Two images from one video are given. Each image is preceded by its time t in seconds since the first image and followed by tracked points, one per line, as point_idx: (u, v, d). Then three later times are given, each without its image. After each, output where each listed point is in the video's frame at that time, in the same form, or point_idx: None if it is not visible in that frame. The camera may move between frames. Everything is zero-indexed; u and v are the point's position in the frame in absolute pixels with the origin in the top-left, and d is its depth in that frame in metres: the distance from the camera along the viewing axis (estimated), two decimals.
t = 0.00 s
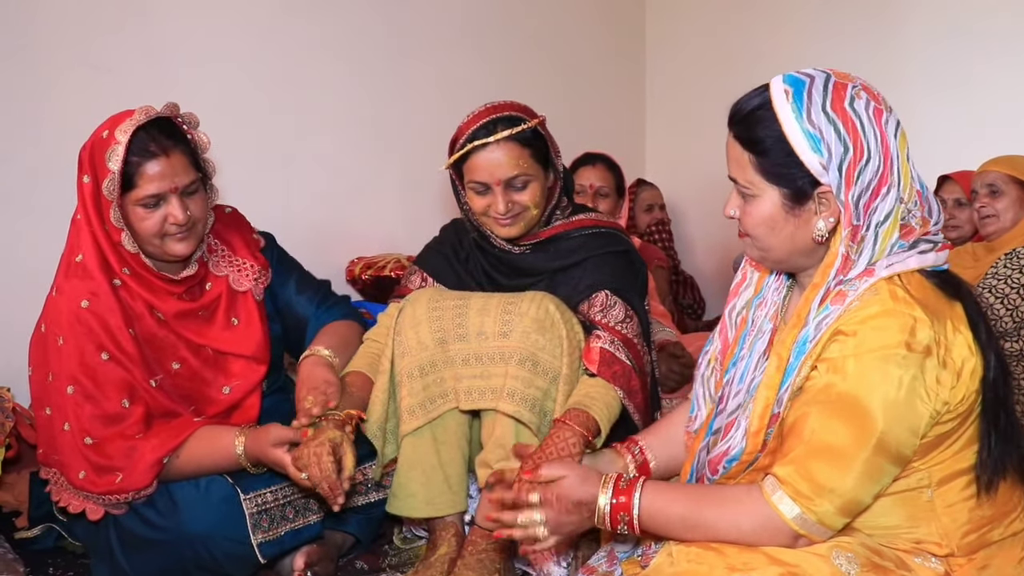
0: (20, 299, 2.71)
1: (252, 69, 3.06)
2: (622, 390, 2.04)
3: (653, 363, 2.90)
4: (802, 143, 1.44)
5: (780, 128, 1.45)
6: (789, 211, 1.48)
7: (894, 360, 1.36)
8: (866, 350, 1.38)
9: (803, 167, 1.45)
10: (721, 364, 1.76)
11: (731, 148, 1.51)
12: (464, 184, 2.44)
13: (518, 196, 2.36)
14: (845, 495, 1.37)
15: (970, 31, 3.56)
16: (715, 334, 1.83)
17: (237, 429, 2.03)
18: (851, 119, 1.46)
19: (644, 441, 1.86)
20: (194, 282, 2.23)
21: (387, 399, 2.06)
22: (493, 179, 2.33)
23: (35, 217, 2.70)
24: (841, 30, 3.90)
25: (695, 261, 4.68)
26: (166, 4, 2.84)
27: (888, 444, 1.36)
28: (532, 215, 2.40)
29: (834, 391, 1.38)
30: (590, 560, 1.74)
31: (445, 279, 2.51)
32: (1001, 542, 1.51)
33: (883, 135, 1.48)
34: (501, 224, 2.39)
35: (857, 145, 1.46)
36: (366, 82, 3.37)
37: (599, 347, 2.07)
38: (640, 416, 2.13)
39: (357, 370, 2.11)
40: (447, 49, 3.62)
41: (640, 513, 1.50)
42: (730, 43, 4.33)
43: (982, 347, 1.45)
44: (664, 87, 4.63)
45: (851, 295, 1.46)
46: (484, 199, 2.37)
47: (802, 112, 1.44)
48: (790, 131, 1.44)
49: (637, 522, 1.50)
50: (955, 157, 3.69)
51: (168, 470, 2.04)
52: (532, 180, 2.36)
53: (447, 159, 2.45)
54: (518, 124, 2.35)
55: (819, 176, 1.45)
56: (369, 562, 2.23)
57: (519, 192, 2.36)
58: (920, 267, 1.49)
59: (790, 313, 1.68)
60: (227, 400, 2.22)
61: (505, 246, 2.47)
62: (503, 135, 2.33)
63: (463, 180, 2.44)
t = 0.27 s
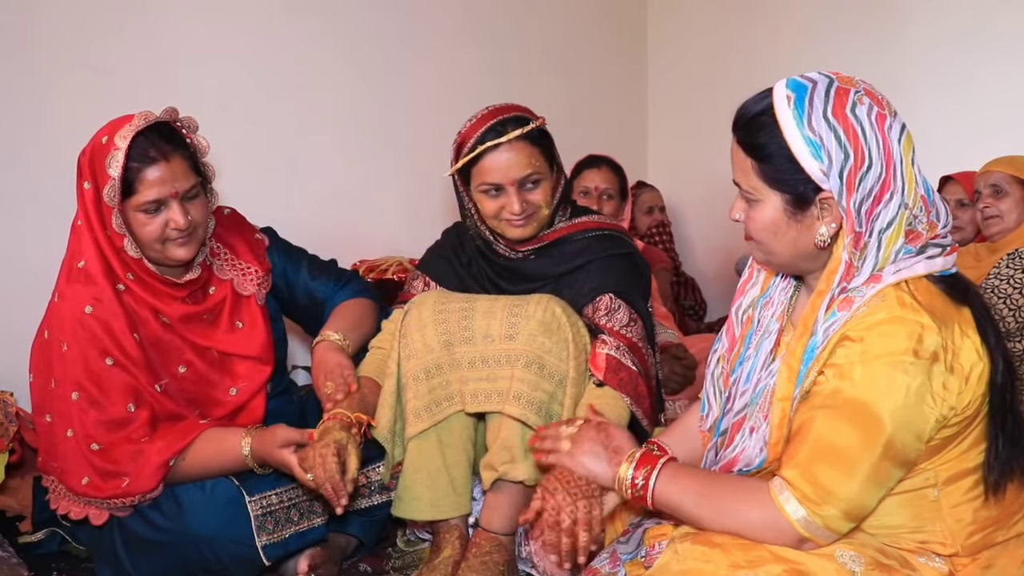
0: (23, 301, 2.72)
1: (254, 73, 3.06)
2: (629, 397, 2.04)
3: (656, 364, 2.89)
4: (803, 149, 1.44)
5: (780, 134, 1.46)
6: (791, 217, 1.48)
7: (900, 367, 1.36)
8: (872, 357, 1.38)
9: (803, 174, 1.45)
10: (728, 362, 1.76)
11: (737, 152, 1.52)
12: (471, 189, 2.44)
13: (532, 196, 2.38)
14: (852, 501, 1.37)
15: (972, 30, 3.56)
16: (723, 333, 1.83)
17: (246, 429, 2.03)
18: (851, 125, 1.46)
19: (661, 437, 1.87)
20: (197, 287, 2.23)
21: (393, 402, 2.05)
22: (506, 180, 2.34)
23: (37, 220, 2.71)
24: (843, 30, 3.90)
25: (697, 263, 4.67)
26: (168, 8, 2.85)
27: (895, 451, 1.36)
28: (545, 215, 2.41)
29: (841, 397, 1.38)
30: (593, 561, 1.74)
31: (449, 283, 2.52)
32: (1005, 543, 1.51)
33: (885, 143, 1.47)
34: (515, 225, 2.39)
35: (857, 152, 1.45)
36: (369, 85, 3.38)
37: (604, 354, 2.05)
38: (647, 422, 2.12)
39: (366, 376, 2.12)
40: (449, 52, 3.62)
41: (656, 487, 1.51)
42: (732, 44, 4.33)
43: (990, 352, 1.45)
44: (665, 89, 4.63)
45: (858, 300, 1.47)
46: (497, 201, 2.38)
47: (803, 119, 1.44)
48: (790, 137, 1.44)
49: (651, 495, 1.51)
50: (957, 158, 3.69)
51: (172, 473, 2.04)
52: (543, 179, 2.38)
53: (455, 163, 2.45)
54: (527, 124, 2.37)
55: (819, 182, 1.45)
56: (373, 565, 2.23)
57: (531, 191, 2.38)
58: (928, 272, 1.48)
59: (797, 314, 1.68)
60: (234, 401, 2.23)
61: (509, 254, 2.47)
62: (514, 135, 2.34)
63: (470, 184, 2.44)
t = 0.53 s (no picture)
0: (25, 300, 2.72)
1: (257, 73, 3.07)
2: (633, 397, 2.03)
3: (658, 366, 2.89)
4: (805, 152, 1.44)
5: (782, 138, 1.46)
6: (794, 221, 1.48)
7: (898, 366, 1.36)
8: (870, 356, 1.38)
9: (806, 177, 1.45)
10: (729, 365, 1.76)
11: (738, 156, 1.52)
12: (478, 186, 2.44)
13: (539, 196, 2.38)
14: (847, 497, 1.37)
15: (976, 33, 3.56)
16: (724, 336, 1.83)
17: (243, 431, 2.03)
18: (854, 128, 1.45)
19: (665, 436, 1.87)
20: (197, 287, 2.24)
21: (394, 404, 2.07)
22: (515, 179, 2.34)
23: (40, 219, 2.71)
24: (846, 33, 3.90)
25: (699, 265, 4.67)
26: (172, 7, 2.86)
27: (892, 450, 1.36)
28: (551, 216, 2.42)
29: (837, 395, 1.38)
30: (594, 564, 1.74)
31: (452, 282, 2.52)
32: (1006, 547, 1.51)
33: (888, 144, 1.47)
34: (521, 225, 2.39)
35: (861, 154, 1.45)
36: (372, 86, 3.38)
37: (609, 354, 2.05)
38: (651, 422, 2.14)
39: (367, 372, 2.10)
40: (452, 53, 3.63)
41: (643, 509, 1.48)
42: (735, 46, 4.33)
43: (990, 354, 1.45)
44: (668, 91, 4.63)
45: (858, 301, 1.47)
46: (504, 199, 2.37)
47: (804, 122, 1.44)
48: (793, 140, 1.45)
49: (639, 519, 1.47)
50: (961, 161, 3.69)
51: (172, 472, 2.04)
52: (551, 180, 2.39)
53: (461, 161, 2.45)
54: (537, 124, 2.38)
55: (822, 185, 1.45)
56: (375, 565, 2.23)
57: (539, 191, 2.38)
58: (930, 273, 1.48)
59: (798, 317, 1.68)
60: (231, 403, 2.23)
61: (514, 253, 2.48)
62: (525, 134, 2.35)
63: (476, 182, 2.45)
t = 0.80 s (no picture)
0: (28, 297, 2.72)
1: (259, 69, 3.07)
2: (642, 389, 2.05)
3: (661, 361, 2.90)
4: (809, 151, 1.44)
5: (785, 138, 1.45)
6: (799, 218, 1.48)
7: (901, 358, 1.36)
8: (873, 348, 1.38)
9: (810, 175, 1.45)
10: (732, 360, 1.77)
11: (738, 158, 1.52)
12: (479, 181, 2.44)
13: (540, 192, 2.39)
14: (851, 488, 1.37)
15: (978, 27, 3.55)
16: (726, 332, 1.84)
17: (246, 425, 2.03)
18: (856, 124, 1.46)
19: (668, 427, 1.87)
20: (200, 281, 2.24)
21: (397, 398, 2.10)
22: (516, 175, 2.35)
23: (42, 216, 2.71)
24: (848, 27, 3.89)
25: (701, 260, 4.67)
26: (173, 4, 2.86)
27: (895, 442, 1.36)
28: (551, 213, 2.42)
29: (840, 386, 1.38)
30: (595, 558, 1.74)
31: (455, 277, 2.53)
32: (1008, 541, 1.51)
33: (889, 136, 1.47)
34: (521, 222, 2.41)
35: (864, 149, 1.45)
36: (374, 82, 3.38)
37: (617, 347, 2.09)
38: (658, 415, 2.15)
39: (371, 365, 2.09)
40: (454, 49, 3.62)
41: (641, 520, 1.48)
42: (737, 41, 4.32)
43: (992, 345, 1.45)
44: (670, 86, 4.63)
45: (861, 295, 1.47)
46: (504, 194, 2.38)
47: (806, 120, 1.45)
48: (796, 141, 1.45)
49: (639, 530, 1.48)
50: (963, 155, 3.68)
51: (176, 468, 2.04)
52: (552, 176, 2.40)
53: (463, 156, 2.45)
54: (539, 121, 2.39)
55: (827, 183, 1.45)
56: (377, 560, 2.23)
57: (540, 188, 2.39)
58: (932, 266, 1.48)
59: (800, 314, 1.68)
60: (236, 398, 2.23)
61: (518, 246, 2.48)
62: (527, 130, 2.35)
63: (477, 177, 2.45)
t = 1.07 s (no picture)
0: (27, 294, 2.72)
1: (258, 64, 3.06)
2: (638, 386, 2.04)
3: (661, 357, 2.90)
4: (805, 150, 1.44)
5: (782, 137, 1.45)
6: (797, 217, 1.48)
7: (903, 356, 1.36)
8: (875, 346, 1.38)
9: (808, 174, 1.45)
10: (732, 357, 1.78)
11: (734, 158, 1.51)
12: (479, 177, 2.44)
13: (542, 186, 2.40)
14: (855, 488, 1.37)
15: (979, 23, 3.54)
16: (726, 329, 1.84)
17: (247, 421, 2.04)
18: (853, 121, 1.45)
19: (660, 421, 1.89)
20: (200, 278, 2.24)
21: (398, 395, 2.10)
22: (520, 169, 2.35)
23: (41, 212, 2.71)
24: (849, 22, 3.88)
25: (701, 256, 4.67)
26: None
27: (897, 440, 1.36)
28: (552, 208, 2.43)
29: (842, 385, 1.38)
30: (595, 554, 1.74)
31: (452, 274, 2.52)
32: (1007, 537, 1.51)
33: (886, 132, 1.47)
34: (524, 217, 2.41)
35: (861, 147, 1.45)
36: (373, 77, 3.37)
37: (614, 344, 2.08)
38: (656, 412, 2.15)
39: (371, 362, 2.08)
40: (453, 44, 3.62)
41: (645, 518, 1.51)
42: (737, 36, 4.31)
43: (994, 344, 1.44)
44: (670, 81, 4.62)
45: (859, 293, 1.46)
46: (506, 189, 2.39)
47: (802, 119, 1.44)
48: (792, 140, 1.44)
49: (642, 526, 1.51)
50: (964, 150, 3.68)
51: (176, 465, 2.04)
52: (554, 171, 2.41)
53: (463, 151, 2.44)
54: (540, 115, 2.40)
55: (825, 181, 1.44)
56: (376, 556, 2.23)
57: (542, 182, 2.40)
58: (931, 263, 1.47)
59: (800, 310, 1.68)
60: (236, 394, 2.24)
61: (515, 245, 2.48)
62: (530, 124, 2.36)
63: (478, 173, 2.44)
